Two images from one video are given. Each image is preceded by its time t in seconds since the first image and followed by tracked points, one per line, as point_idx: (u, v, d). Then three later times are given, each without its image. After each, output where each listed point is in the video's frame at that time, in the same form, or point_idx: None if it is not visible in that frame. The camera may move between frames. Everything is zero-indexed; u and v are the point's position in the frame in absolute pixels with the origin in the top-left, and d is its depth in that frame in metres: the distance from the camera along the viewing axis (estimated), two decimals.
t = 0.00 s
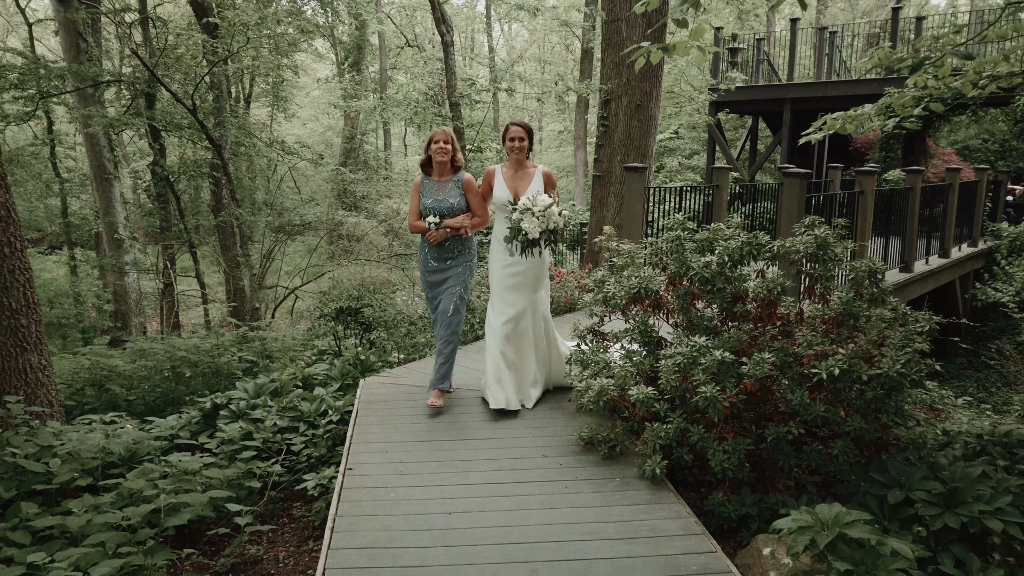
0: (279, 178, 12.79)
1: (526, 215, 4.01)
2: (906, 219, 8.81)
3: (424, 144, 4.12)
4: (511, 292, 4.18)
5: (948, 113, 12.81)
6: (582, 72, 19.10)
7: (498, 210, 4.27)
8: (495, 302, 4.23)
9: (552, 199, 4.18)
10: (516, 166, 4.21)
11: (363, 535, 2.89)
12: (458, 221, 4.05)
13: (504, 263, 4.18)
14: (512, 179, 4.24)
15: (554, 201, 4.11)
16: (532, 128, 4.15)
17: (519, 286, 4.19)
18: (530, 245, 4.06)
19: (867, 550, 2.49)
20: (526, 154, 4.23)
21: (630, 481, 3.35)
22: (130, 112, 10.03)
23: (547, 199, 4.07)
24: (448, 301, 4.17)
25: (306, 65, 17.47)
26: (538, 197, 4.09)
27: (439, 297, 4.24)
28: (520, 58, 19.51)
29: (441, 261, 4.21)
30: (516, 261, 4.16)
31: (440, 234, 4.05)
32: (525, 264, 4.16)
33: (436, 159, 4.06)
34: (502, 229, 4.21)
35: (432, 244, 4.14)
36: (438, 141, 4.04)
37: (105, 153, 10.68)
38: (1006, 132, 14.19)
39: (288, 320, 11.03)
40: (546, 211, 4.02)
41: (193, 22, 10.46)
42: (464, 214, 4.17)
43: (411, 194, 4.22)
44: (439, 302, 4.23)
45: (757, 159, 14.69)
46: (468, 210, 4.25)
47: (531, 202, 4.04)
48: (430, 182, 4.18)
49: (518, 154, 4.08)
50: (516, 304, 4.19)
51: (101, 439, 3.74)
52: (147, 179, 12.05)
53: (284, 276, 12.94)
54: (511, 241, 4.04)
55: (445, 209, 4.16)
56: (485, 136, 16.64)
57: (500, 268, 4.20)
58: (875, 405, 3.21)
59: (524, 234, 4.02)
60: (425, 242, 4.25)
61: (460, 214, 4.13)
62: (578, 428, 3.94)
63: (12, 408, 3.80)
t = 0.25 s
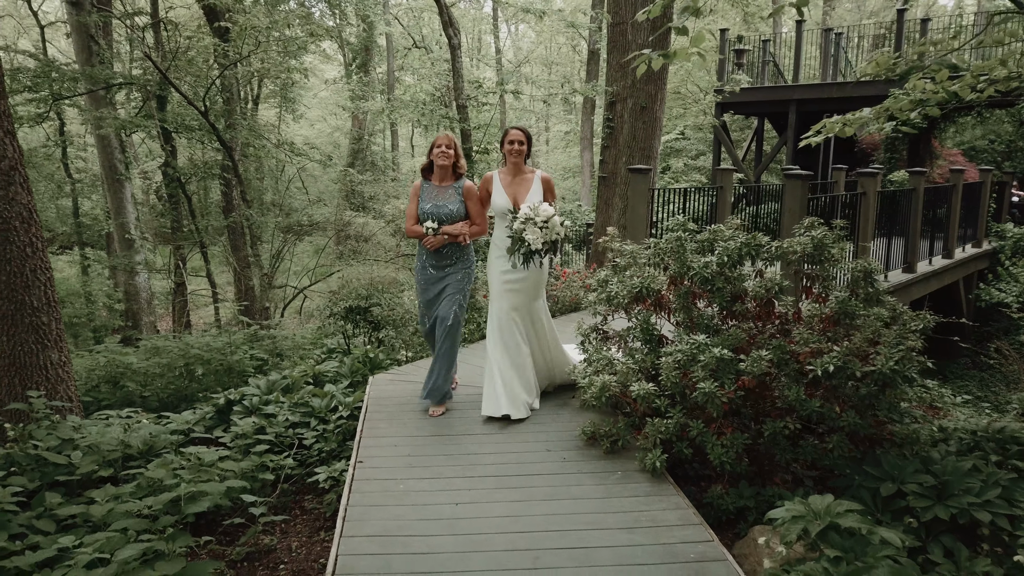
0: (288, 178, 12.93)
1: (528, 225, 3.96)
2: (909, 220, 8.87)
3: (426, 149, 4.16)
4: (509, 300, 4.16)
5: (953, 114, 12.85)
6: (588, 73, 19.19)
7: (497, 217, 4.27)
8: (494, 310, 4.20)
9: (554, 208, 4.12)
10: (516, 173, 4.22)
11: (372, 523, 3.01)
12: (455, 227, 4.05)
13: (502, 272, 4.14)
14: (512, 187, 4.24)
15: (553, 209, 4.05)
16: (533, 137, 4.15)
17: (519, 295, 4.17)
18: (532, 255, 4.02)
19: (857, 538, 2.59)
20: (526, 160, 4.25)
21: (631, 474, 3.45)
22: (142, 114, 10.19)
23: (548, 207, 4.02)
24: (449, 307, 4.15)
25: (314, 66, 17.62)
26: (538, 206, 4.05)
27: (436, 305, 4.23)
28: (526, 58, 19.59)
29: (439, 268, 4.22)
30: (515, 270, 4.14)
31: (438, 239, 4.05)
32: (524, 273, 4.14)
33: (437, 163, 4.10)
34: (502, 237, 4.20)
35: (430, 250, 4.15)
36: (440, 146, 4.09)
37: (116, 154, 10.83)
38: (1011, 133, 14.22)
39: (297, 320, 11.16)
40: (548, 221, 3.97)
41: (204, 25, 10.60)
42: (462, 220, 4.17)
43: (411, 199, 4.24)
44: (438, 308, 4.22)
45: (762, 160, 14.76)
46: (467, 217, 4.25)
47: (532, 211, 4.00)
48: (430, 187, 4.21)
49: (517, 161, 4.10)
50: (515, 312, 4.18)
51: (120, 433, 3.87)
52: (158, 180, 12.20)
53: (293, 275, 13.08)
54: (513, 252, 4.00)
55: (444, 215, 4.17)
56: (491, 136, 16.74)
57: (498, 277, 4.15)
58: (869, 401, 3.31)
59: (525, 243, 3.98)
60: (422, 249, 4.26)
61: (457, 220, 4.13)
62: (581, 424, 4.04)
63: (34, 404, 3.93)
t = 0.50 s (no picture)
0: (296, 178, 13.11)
1: (531, 222, 4.06)
2: (910, 219, 8.96)
3: (426, 143, 4.15)
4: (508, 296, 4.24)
5: (955, 114, 12.93)
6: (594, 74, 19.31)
7: (497, 212, 4.33)
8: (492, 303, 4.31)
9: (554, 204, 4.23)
10: (516, 168, 4.28)
11: (380, 504, 3.17)
12: (458, 221, 4.06)
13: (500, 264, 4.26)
14: (511, 183, 4.31)
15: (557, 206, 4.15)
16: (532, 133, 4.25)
17: (515, 290, 4.26)
18: (535, 251, 4.11)
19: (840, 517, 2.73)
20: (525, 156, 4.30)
21: (628, 460, 3.59)
22: (153, 115, 10.38)
23: (550, 204, 4.11)
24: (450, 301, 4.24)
25: (322, 67, 17.80)
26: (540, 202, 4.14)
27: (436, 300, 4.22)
28: (532, 59, 19.73)
29: (440, 263, 4.19)
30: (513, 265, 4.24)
31: (441, 235, 4.03)
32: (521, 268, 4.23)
33: (438, 158, 4.08)
34: (504, 232, 4.30)
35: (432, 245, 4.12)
36: (441, 140, 4.08)
37: (128, 154, 11.03)
38: (1015, 133, 14.27)
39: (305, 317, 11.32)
40: (551, 218, 4.07)
41: (215, 27, 10.79)
42: (464, 215, 4.18)
43: (410, 193, 4.22)
44: (439, 303, 4.22)
45: (767, 160, 14.85)
46: (467, 212, 4.26)
47: (535, 208, 4.09)
48: (430, 181, 4.20)
49: (519, 156, 4.17)
50: (512, 307, 4.25)
51: (138, 420, 4.03)
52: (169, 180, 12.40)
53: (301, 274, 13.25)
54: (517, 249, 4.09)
55: (445, 210, 4.17)
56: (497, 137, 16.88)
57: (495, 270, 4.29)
58: (858, 390, 3.44)
59: (528, 240, 4.07)
60: (421, 244, 4.21)
61: (459, 214, 4.14)
62: (582, 414, 4.18)
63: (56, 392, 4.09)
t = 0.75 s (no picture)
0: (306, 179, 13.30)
1: (537, 228, 4.02)
2: (911, 219, 9.05)
3: (428, 149, 4.13)
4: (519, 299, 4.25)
5: (959, 115, 13.01)
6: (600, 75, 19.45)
7: (500, 218, 4.30)
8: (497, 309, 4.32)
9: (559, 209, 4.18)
10: (519, 174, 4.27)
11: (390, 489, 3.33)
12: (461, 229, 4.07)
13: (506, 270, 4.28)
14: (514, 188, 4.29)
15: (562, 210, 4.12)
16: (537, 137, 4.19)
17: (521, 296, 4.25)
18: (542, 257, 4.08)
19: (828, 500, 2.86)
20: (529, 162, 4.29)
21: (628, 449, 3.74)
22: (165, 118, 10.59)
23: (555, 209, 4.08)
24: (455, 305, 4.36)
25: (330, 70, 18.00)
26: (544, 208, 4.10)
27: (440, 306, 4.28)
28: (538, 61, 19.88)
29: (444, 269, 4.23)
30: (520, 271, 4.26)
31: (444, 242, 4.05)
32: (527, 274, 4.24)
33: (440, 165, 4.07)
34: (509, 239, 4.25)
35: (436, 252, 4.15)
36: (443, 146, 4.06)
37: (140, 155, 11.24)
38: (1019, 134, 14.33)
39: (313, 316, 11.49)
40: (557, 223, 4.04)
41: (226, 30, 10.97)
42: (467, 221, 4.20)
43: (412, 199, 4.22)
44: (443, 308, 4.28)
45: (771, 161, 14.96)
46: (470, 217, 4.28)
47: (541, 214, 4.05)
48: (432, 187, 4.20)
49: (522, 163, 4.13)
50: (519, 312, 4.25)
51: (157, 411, 4.19)
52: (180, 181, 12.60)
53: (310, 274, 13.43)
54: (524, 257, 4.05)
55: (448, 216, 4.19)
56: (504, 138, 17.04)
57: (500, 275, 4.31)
58: (850, 382, 3.57)
59: (534, 246, 4.04)
60: (424, 250, 4.22)
61: (463, 221, 4.16)
62: (584, 407, 4.33)
63: (79, 384, 4.27)
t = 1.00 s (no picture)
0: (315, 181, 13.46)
1: (546, 230, 4.07)
2: (913, 222, 9.14)
3: (434, 154, 4.14)
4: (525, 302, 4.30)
5: (963, 117, 13.08)
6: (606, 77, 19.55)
7: (508, 222, 4.36)
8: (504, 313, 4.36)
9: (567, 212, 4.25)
10: (528, 178, 4.34)
11: (400, 481, 3.48)
12: (470, 233, 4.10)
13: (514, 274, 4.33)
14: (521, 192, 4.35)
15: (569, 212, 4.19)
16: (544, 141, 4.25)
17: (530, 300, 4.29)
18: (551, 260, 4.12)
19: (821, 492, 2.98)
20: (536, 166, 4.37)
21: (630, 445, 3.87)
22: (178, 120, 10.76)
23: (564, 212, 4.13)
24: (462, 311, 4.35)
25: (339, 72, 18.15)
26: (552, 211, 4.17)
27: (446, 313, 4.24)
28: (545, 63, 20.00)
29: (449, 275, 4.22)
30: (526, 274, 4.31)
31: (453, 247, 4.07)
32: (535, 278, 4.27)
33: (446, 170, 4.10)
34: (518, 242, 4.32)
35: (443, 257, 4.14)
36: (447, 151, 4.08)
37: (152, 157, 11.41)
38: None
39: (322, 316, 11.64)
40: (566, 225, 4.09)
41: (237, 34, 11.14)
42: (475, 226, 4.24)
43: (418, 205, 4.22)
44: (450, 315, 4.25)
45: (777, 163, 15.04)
46: (478, 222, 4.32)
47: (549, 217, 4.11)
48: (439, 192, 4.22)
49: (530, 167, 4.18)
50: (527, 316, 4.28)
51: (175, 407, 4.34)
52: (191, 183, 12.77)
53: (319, 275, 13.58)
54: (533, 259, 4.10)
55: (456, 221, 4.21)
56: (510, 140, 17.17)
57: (508, 279, 4.36)
58: (845, 380, 3.69)
59: (543, 248, 4.08)
60: (429, 256, 4.20)
61: (470, 226, 4.19)
62: (589, 405, 4.45)
63: (101, 380, 4.42)
